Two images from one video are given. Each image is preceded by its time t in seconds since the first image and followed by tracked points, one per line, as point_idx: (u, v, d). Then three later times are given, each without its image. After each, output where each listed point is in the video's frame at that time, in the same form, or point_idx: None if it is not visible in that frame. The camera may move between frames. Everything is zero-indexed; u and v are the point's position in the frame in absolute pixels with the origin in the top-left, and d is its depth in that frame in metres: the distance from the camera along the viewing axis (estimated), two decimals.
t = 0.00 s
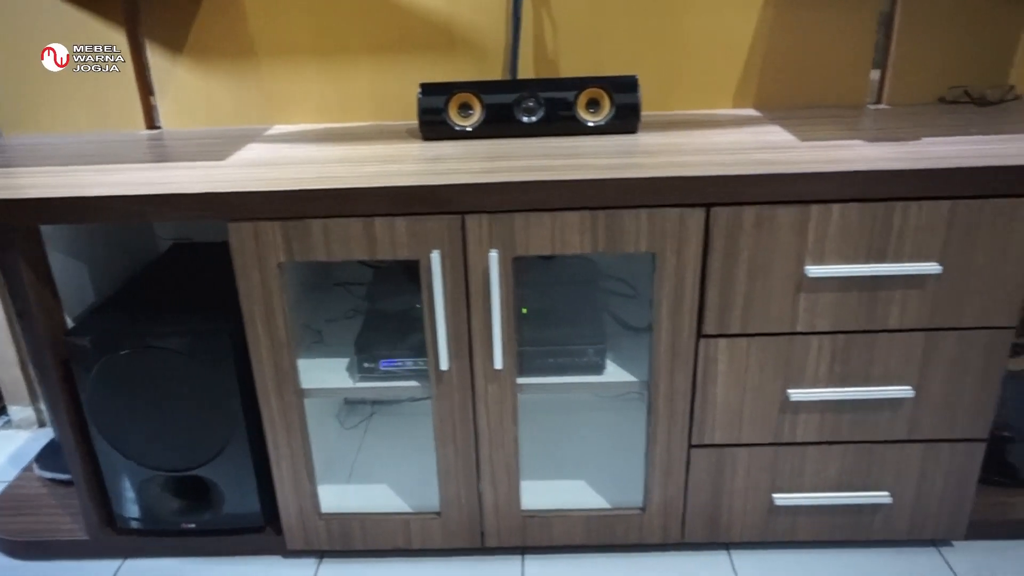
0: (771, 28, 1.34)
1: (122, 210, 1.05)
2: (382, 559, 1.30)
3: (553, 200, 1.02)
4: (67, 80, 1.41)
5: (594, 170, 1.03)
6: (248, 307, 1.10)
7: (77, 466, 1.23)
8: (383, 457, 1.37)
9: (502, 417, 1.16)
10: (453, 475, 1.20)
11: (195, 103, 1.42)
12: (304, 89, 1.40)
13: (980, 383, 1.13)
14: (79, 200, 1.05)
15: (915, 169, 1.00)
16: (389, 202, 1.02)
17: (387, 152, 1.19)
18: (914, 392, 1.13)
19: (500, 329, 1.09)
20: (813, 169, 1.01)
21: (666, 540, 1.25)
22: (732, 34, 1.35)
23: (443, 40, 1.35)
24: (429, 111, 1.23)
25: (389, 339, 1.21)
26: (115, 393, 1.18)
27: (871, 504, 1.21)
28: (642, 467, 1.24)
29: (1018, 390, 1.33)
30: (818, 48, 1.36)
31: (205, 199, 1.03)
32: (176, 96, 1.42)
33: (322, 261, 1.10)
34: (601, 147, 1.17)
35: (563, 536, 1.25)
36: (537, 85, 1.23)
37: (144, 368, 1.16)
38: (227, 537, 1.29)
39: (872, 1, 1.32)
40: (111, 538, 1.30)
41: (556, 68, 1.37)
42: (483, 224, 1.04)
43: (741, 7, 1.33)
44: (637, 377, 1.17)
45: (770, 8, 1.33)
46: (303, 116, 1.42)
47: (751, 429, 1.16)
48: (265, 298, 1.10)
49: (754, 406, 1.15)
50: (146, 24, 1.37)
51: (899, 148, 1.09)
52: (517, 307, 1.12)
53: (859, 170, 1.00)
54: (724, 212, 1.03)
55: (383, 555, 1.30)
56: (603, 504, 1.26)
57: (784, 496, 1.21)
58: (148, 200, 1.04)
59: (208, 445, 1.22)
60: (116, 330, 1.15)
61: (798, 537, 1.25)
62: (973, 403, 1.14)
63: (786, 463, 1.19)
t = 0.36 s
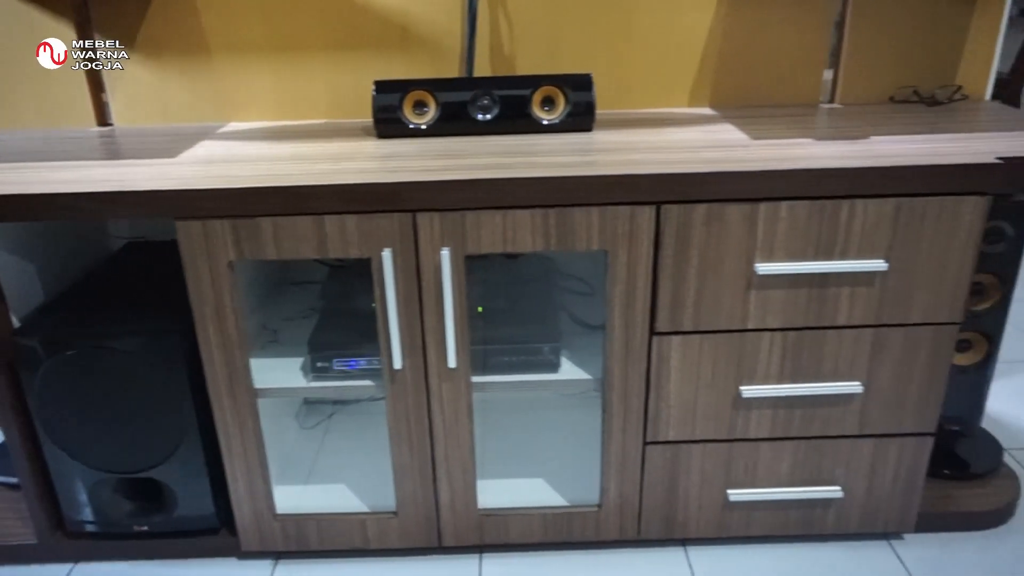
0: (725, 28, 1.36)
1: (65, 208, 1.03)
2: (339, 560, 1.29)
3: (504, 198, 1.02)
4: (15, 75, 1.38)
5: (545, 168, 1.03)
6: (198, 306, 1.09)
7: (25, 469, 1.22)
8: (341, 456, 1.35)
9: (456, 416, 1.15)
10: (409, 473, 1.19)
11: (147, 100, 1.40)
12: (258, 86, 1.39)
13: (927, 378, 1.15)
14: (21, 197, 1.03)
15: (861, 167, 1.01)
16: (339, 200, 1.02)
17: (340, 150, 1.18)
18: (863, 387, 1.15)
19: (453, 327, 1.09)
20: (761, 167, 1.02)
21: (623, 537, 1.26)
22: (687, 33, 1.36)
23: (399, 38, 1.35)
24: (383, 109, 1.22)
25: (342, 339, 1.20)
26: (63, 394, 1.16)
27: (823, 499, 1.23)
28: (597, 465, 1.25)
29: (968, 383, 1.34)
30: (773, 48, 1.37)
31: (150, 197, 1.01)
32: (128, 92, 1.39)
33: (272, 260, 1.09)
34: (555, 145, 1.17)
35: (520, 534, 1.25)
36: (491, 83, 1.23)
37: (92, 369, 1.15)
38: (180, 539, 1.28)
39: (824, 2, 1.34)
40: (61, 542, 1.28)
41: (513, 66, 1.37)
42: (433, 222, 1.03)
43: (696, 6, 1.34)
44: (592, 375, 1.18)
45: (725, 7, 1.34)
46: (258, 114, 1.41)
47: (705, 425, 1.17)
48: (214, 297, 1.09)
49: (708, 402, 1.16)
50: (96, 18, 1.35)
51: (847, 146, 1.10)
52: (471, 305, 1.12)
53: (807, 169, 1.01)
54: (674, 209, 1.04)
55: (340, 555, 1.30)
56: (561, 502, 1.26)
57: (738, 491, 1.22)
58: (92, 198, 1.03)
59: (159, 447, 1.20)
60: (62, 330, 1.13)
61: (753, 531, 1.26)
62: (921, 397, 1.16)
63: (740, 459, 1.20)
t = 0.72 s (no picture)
0: (690, 27, 1.36)
1: (23, 211, 1.02)
2: (310, 562, 1.28)
3: (468, 197, 1.02)
4: None
5: (509, 168, 1.04)
6: (161, 310, 1.08)
7: None
8: (313, 459, 1.34)
9: (425, 416, 1.15)
10: (379, 475, 1.19)
11: (110, 101, 1.38)
12: (223, 87, 1.37)
13: (890, 373, 1.16)
14: None
15: (822, 165, 1.02)
16: (302, 201, 1.01)
17: (305, 150, 1.17)
18: (828, 382, 1.16)
19: (420, 327, 1.09)
20: (724, 165, 1.02)
21: (594, 534, 1.26)
22: (653, 33, 1.36)
23: (365, 38, 1.34)
24: (348, 110, 1.22)
25: (309, 340, 1.20)
26: (23, 400, 1.14)
27: (791, 493, 1.24)
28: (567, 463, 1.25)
29: (934, 377, 1.36)
30: (738, 47, 1.38)
31: (110, 199, 1.00)
32: (89, 93, 1.38)
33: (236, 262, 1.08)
34: (520, 144, 1.17)
35: (491, 533, 1.25)
36: (457, 83, 1.23)
37: (54, 374, 1.13)
38: (148, 544, 1.26)
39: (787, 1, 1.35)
40: (25, 550, 1.26)
41: (480, 66, 1.37)
42: (398, 222, 1.03)
43: (661, 6, 1.35)
44: (561, 373, 1.18)
45: (690, 7, 1.35)
46: (223, 114, 1.39)
47: (673, 422, 1.18)
48: (178, 300, 1.07)
49: (675, 399, 1.16)
50: (56, 18, 1.33)
51: (809, 144, 1.12)
52: (438, 304, 1.11)
53: (769, 166, 1.02)
54: (638, 208, 1.04)
55: (311, 558, 1.29)
56: (532, 501, 1.26)
57: (707, 487, 1.23)
58: (49, 200, 1.01)
59: (123, 452, 1.19)
60: (22, 335, 1.11)
61: (722, 527, 1.27)
62: (884, 392, 1.17)
63: (709, 455, 1.21)
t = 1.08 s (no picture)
0: (666, 27, 1.37)
1: None
2: (287, 566, 1.27)
3: (443, 198, 1.01)
4: None
5: (484, 168, 1.03)
6: (133, 313, 1.07)
7: None
8: (290, 462, 1.33)
9: (402, 417, 1.15)
10: (356, 477, 1.18)
11: (81, 101, 1.36)
12: (197, 86, 1.36)
13: (865, 370, 1.17)
14: None
15: (795, 164, 1.03)
16: (275, 202, 1.00)
17: (280, 151, 1.17)
18: (803, 380, 1.17)
19: (396, 329, 1.08)
20: (699, 165, 1.03)
21: (572, 534, 1.26)
22: (629, 33, 1.37)
23: (341, 38, 1.34)
24: (323, 110, 1.21)
25: (285, 343, 1.19)
26: None
27: (768, 491, 1.24)
28: (545, 463, 1.25)
29: (908, 374, 1.37)
30: (713, 47, 1.39)
31: (80, 201, 0.99)
32: (60, 93, 1.36)
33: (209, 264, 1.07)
34: (496, 145, 1.17)
35: (470, 535, 1.24)
36: (433, 83, 1.23)
37: (24, 378, 1.11)
38: (122, 550, 1.25)
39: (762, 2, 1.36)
40: None
41: (456, 65, 1.37)
42: (373, 223, 1.02)
43: (637, 6, 1.35)
44: (538, 373, 1.18)
45: (665, 7, 1.35)
46: (197, 115, 1.38)
47: (650, 421, 1.18)
48: (150, 302, 1.06)
49: (652, 399, 1.17)
50: (25, 17, 1.31)
51: (783, 144, 1.12)
52: (414, 306, 1.11)
53: (743, 166, 1.03)
54: (614, 208, 1.04)
55: (289, 561, 1.28)
56: (511, 501, 1.26)
57: (685, 486, 1.23)
58: (17, 202, 0.99)
59: (96, 456, 1.17)
60: None
61: (700, 525, 1.27)
62: (859, 389, 1.18)
63: (686, 454, 1.21)
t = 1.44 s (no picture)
0: (649, 27, 1.37)
1: None
2: (273, 570, 1.27)
3: (427, 198, 1.01)
4: None
5: (468, 168, 1.03)
6: (114, 316, 1.05)
7: None
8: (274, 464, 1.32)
9: (388, 419, 1.14)
10: (341, 480, 1.18)
11: (59, 102, 1.35)
12: (177, 87, 1.35)
13: (848, 367, 1.18)
14: None
15: (778, 163, 1.04)
16: (257, 203, 0.99)
17: (261, 152, 1.16)
18: (788, 378, 1.18)
19: (381, 330, 1.08)
20: (682, 164, 1.03)
21: (559, 534, 1.26)
22: (612, 33, 1.37)
23: (323, 38, 1.33)
24: (306, 110, 1.20)
25: (268, 345, 1.18)
26: None
27: (754, 489, 1.25)
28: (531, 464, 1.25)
29: (890, 371, 1.38)
30: (696, 47, 1.39)
31: (58, 203, 0.98)
32: (38, 94, 1.34)
33: (191, 266, 1.06)
34: (480, 145, 1.17)
35: (456, 536, 1.24)
36: (416, 83, 1.22)
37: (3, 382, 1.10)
38: (104, 556, 1.23)
39: (743, 2, 1.37)
40: None
41: (439, 65, 1.36)
42: (356, 224, 1.02)
43: (619, 7, 1.35)
44: (523, 374, 1.18)
45: (647, 7, 1.36)
46: (178, 116, 1.37)
47: (636, 420, 1.18)
48: (131, 305, 1.05)
49: (638, 398, 1.17)
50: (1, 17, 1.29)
51: (765, 143, 1.13)
52: (398, 307, 1.10)
53: (726, 164, 1.03)
54: (598, 207, 1.04)
55: (274, 565, 1.27)
56: (497, 502, 1.26)
57: (671, 485, 1.23)
58: None
59: (77, 461, 1.16)
60: None
61: (686, 524, 1.28)
62: (843, 386, 1.19)
63: (672, 453, 1.21)
